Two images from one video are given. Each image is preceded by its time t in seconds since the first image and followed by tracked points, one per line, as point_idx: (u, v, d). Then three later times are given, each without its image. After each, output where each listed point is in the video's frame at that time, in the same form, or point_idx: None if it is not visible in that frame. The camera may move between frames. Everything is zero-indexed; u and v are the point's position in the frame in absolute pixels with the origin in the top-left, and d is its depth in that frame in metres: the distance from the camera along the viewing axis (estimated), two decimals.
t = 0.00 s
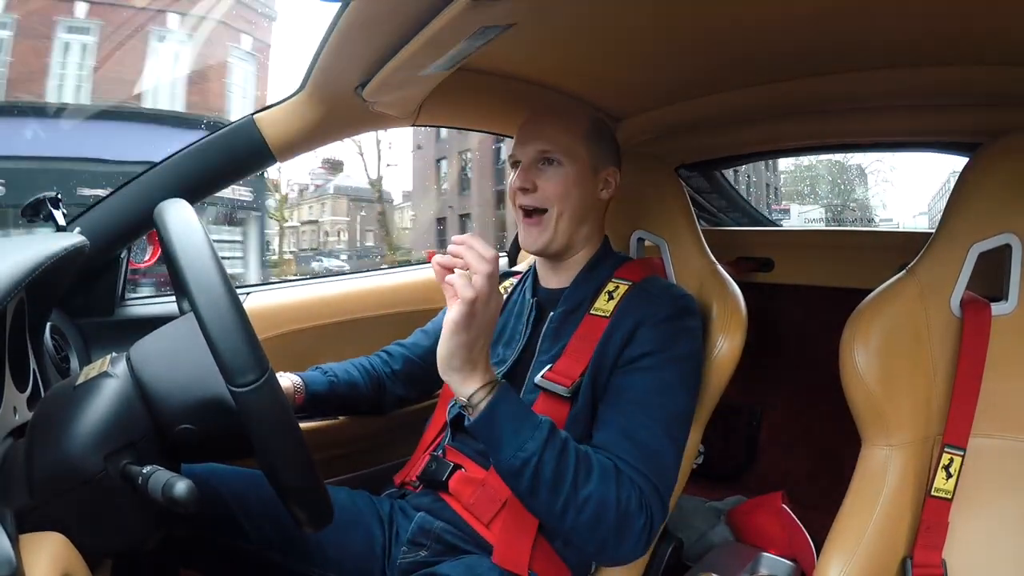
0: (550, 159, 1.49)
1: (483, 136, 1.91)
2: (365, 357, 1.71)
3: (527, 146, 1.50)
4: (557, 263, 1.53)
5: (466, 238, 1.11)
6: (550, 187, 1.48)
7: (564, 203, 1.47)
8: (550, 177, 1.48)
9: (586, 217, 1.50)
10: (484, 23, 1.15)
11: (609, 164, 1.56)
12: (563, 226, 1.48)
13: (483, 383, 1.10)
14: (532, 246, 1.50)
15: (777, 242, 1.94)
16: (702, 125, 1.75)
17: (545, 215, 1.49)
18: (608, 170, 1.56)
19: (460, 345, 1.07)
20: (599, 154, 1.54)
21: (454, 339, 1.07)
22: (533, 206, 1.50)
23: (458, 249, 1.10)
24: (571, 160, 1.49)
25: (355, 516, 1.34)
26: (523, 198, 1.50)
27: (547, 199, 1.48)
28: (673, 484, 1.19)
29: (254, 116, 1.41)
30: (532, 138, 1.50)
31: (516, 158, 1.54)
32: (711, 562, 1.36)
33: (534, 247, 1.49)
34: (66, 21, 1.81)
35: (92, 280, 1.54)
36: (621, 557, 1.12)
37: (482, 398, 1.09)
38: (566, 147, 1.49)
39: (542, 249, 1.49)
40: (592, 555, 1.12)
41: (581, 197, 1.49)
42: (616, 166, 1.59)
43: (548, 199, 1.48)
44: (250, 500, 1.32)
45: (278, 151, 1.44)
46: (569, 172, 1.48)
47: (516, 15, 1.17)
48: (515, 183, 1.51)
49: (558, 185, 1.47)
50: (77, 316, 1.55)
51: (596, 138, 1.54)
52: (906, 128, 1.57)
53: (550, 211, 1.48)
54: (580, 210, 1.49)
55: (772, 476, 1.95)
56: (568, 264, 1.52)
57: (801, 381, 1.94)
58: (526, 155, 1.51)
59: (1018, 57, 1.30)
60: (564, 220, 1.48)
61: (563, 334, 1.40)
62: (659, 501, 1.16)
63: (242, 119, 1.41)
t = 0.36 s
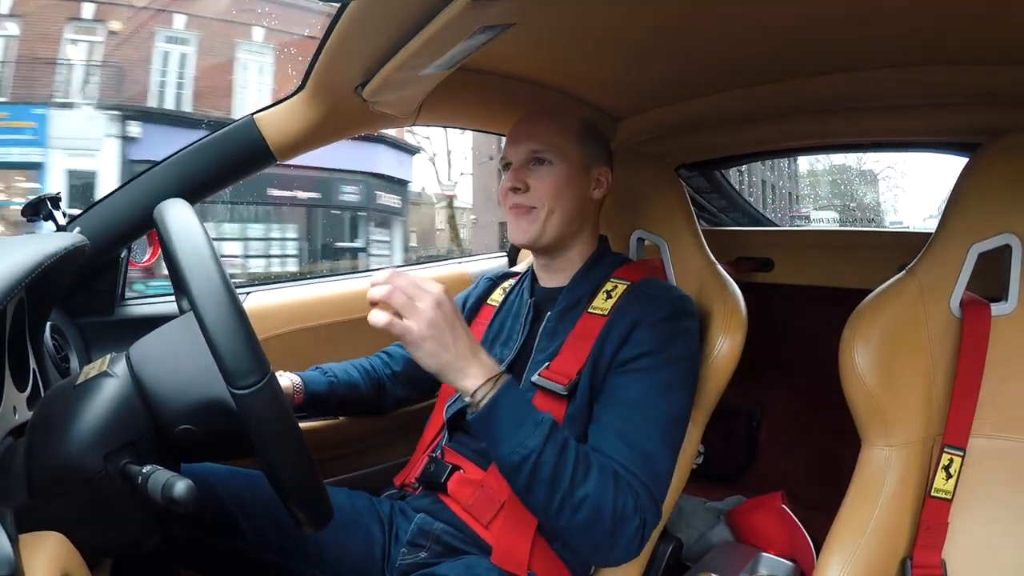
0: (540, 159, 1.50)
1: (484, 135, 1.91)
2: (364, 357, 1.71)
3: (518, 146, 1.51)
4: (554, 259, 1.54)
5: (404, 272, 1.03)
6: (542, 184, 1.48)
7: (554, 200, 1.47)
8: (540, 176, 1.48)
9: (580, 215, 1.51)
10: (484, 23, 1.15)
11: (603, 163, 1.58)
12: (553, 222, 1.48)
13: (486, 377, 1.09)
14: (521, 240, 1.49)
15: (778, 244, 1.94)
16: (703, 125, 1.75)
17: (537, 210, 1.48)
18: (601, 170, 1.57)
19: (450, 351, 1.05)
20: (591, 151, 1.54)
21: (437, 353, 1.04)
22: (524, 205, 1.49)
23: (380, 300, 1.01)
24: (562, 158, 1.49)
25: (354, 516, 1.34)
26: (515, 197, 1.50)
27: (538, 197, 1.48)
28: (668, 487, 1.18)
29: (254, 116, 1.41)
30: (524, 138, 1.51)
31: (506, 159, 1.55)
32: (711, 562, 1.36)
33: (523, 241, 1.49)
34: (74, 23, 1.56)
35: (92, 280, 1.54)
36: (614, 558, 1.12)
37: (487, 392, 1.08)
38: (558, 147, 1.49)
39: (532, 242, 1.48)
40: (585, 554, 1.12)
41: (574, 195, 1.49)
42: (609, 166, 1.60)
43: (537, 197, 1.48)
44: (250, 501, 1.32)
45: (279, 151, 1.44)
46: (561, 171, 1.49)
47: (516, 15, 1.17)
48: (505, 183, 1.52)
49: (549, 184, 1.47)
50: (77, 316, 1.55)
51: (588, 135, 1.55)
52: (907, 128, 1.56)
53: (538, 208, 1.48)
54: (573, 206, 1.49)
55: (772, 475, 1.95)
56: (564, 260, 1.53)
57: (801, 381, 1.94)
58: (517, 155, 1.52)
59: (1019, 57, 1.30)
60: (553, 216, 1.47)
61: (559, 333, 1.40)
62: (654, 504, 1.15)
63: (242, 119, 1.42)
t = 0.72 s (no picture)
0: (565, 151, 1.50)
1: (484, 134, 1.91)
2: (365, 356, 1.71)
3: (548, 132, 1.52)
4: (560, 257, 1.53)
5: (501, 237, 1.18)
6: (562, 176, 1.48)
7: (573, 193, 1.47)
8: (566, 166, 1.49)
9: (593, 215, 1.51)
10: (484, 23, 1.15)
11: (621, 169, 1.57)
12: (567, 215, 1.48)
13: (526, 349, 1.13)
14: (529, 228, 1.50)
15: (780, 243, 1.92)
16: (702, 125, 1.75)
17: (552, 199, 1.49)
18: (619, 177, 1.56)
19: (501, 319, 1.14)
20: (611, 156, 1.54)
21: (490, 314, 1.14)
22: (543, 187, 1.49)
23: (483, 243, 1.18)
24: (586, 153, 1.50)
25: (354, 516, 1.34)
26: (535, 178, 1.50)
27: (558, 188, 1.48)
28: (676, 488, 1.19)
29: (255, 116, 1.41)
30: (555, 126, 1.52)
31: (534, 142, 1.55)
32: (711, 562, 1.36)
33: (532, 233, 1.50)
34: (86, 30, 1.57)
35: (92, 279, 1.54)
36: (616, 555, 1.12)
37: (523, 363, 1.12)
38: (586, 142, 1.51)
39: (540, 233, 1.49)
40: (588, 546, 1.12)
41: (591, 195, 1.49)
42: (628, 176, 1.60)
43: (556, 184, 1.48)
44: (249, 500, 1.32)
45: (279, 151, 1.44)
46: (584, 166, 1.49)
47: (515, 15, 1.17)
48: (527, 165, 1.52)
49: (570, 176, 1.48)
50: (76, 315, 1.55)
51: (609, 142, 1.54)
52: (907, 129, 1.56)
53: (557, 197, 1.48)
54: (590, 205, 1.50)
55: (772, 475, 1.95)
56: (567, 258, 1.53)
57: (801, 381, 1.94)
58: (544, 140, 1.52)
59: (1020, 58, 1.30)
60: (569, 210, 1.47)
61: (562, 335, 1.40)
62: (664, 502, 1.15)
63: (243, 119, 1.42)
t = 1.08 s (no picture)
0: (559, 158, 1.50)
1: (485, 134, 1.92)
2: (365, 357, 1.71)
3: (540, 141, 1.51)
4: (560, 259, 1.53)
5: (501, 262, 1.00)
6: (559, 182, 1.47)
7: (570, 200, 1.47)
8: (560, 174, 1.48)
9: (592, 219, 1.51)
10: (484, 23, 1.14)
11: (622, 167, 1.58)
12: (565, 221, 1.47)
13: (501, 375, 1.08)
14: (528, 232, 1.49)
15: (778, 243, 1.92)
16: (703, 125, 1.75)
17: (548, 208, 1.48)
18: (618, 175, 1.57)
19: (479, 349, 1.05)
20: (611, 157, 1.54)
21: (472, 347, 1.05)
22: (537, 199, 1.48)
23: (466, 270, 1.01)
24: (582, 159, 1.49)
25: (354, 516, 1.34)
26: (530, 190, 1.49)
27: (554, 196, 1.47)
28: (674, 489, 1.19)
29: (255, 116, 1.41)
30: (547, 135, 1.51)
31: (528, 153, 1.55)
32: (710, 562, 1.36)
33: (531, 235, 1.49)
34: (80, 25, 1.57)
35: (92, 279, 1.54)
36: (616, 560, 1.12)
37: (499, 391, 1.08)
38: (581, 148, 1.50)
39: (539, 238, 1.48)
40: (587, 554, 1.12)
41: (587, 202, 1.49)
42: (626, 174, 1.61)
43: (551, 194, 1.47)
44: (250, 500, 1.32)
45: (279, 151, 1.44)
46: (581, 173, 1.49)
47: (516, 15, 1.17)
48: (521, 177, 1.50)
49: (567, 183, 1.47)
50: (76, 315, 1.55)
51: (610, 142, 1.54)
52: (907, 129, 1.56)
53: (550, 205, 1.47)
54: (589, 209, 1.50)
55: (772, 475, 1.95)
56: (568, 261, 1.53)
57: (801, 381, 1.94)
58: (539, 150, 1.52)
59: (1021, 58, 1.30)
60: (566, 216, 1.47)
61: (563, 334, 1.41)
62: (661, 505, 1.15)
63: (242, 119, 1.41)
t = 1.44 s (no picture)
0: (555, 154, 1.50)
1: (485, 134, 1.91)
2: (365, 357, 1.71)
3: (535, 138, 1.52)
4: (559, 259, 1.53)
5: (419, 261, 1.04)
6: (555, 179, 1.48)
7: (568, 195, 1.47)
8: (556, 170, 1.49)
9: (591, 215, 1.51)
10: (484, 23, 1.14)
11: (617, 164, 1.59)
12: (567, 215, 1.48)
13: (505, 359, 1.07)
14: (529, 232, 1.49)
15: (778, 244, 1.92)
16: (703, 125, 1.75)
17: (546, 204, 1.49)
18: (613, 171, 1.57)
19: (474, 335, 1.05)
20: (603, 157, 1.54)
21: (464, 337, 1.04)
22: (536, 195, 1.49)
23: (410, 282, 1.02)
24: (578, 154, 1.50)
25: (354, 516, 1.34)
26: (528, 186, 1.49)
27: (551, 191, 1.48)
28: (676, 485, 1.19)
29: (254, 116, 1.41)
30: (541, 131, 1.51)
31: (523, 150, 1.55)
32: (711, 562, 1.36)
33: (532, 237, 1.49)
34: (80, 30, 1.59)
35: (92, 279, 1.54)
36: (620, 555, 1.11)
37: (505, 375, 1.06)
38: (574, 142, 1.50)
39: (540, 238, 1.48)
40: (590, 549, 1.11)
41: (585, 197, 1.49)
42: (620, 168, 1.60)
43: (549, 192, 1.48)
44: (249, 500, 1.32)
45: (279, 152, 1.44)
46: (576, 166, 1.49)
47: (516, 15, 1.16)
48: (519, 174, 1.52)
49: (563, 177, 1.48)
50: (76, 315, 1.55)
51: (601, 140, 1.54)
52: (907, 130, 1.56)
53: (548, 202, 1.48)
54: (585, 205, 1.49)
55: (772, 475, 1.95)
56: (569, 261, 1.53)
57: (801, 381, 1.94)
58: (533, 146, 1.52)
59: (1021, 58, 1.30)
60: (567, 209, 1.48)
61: (564, 334, 1.41)
62: (664, 499, 1.15)
63: (242, 119, 1.41)
